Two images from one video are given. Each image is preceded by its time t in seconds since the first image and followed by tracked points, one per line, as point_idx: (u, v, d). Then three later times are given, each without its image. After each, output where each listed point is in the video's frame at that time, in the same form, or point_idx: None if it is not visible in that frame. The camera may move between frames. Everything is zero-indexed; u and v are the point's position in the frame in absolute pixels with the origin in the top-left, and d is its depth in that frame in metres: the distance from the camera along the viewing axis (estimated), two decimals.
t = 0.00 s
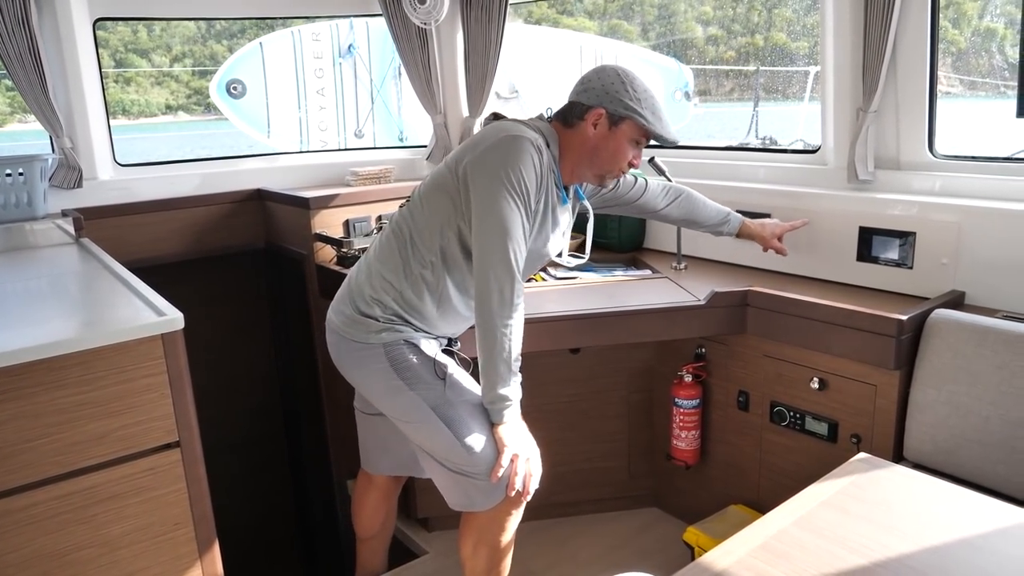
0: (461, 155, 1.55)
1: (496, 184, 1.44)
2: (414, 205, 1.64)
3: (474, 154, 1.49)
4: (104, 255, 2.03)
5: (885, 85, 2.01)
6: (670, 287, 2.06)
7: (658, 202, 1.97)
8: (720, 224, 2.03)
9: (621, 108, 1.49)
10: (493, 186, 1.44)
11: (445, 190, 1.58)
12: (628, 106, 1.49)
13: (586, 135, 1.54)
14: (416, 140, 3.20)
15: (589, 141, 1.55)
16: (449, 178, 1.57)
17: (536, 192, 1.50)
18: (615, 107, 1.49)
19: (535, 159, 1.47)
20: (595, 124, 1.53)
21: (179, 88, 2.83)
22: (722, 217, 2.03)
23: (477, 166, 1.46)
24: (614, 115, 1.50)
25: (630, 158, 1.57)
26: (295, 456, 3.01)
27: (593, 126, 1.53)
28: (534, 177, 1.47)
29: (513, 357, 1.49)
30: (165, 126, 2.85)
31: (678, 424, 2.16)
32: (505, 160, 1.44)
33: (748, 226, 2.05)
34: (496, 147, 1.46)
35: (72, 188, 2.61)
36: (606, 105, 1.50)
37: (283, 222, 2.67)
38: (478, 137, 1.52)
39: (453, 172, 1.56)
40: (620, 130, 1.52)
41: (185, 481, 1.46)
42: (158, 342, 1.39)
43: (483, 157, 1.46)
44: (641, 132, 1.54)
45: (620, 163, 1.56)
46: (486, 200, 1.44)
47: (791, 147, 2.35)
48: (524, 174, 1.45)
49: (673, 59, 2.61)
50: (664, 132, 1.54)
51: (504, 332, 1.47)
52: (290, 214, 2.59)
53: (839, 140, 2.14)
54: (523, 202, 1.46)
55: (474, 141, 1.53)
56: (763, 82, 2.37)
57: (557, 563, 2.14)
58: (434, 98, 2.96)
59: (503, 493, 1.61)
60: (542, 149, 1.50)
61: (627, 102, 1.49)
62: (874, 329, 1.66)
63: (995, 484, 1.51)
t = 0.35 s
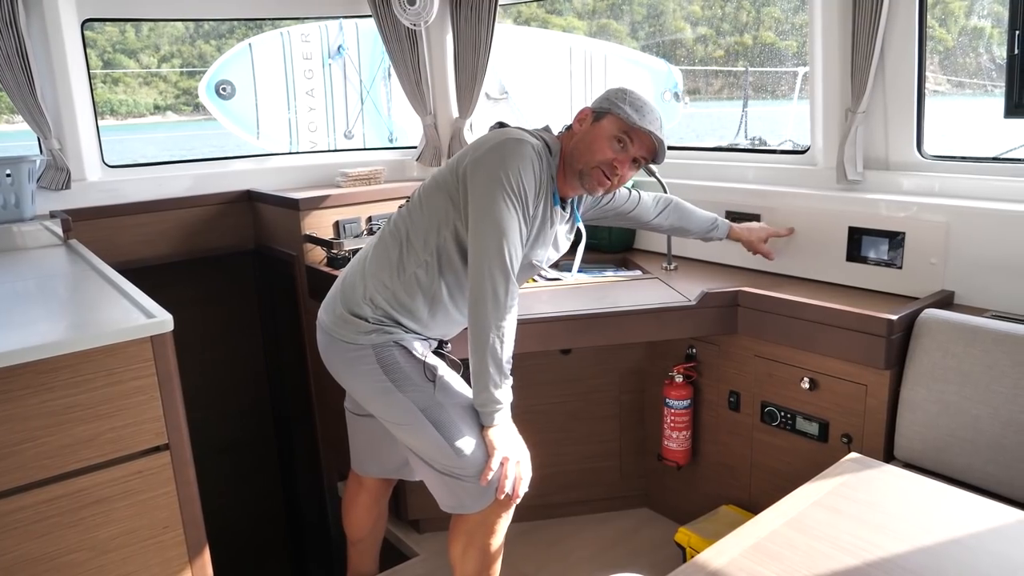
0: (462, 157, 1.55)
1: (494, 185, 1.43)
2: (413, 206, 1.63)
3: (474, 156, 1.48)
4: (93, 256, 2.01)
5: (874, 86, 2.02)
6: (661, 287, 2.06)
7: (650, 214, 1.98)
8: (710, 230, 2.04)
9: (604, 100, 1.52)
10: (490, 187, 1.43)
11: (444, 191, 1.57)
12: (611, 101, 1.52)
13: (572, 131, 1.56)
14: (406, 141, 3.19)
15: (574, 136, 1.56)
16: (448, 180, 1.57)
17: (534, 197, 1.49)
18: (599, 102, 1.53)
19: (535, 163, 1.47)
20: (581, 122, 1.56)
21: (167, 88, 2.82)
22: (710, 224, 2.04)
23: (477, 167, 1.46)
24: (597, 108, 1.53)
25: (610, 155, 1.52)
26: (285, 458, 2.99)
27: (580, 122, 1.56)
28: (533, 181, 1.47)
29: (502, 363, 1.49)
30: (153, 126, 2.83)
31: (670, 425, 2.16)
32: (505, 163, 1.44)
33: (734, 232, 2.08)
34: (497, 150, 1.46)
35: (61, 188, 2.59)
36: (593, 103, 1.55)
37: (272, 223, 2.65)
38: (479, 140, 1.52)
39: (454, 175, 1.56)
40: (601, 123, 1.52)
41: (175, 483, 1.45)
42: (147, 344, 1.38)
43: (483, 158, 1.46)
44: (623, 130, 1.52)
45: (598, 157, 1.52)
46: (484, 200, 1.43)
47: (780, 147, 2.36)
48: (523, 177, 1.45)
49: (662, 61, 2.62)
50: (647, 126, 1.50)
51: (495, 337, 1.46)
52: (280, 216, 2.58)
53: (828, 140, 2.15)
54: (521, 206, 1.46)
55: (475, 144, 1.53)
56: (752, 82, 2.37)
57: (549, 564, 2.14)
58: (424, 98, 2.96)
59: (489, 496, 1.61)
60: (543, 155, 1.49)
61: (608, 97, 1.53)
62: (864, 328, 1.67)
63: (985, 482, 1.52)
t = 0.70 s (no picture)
0: (438, 151, 1.54)
1: (474, 177, 1.43)
2: (392, 204, 1.62)
3: (450, 149, 1.48)
4: (91, 252, 2.00)
5: (874, 85, 2.02)
6: (661, 284, 2.06)
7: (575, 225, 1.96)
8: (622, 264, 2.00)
9: (582, 86, 1.49)
10: (470, 179, 1.43)
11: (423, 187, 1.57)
12: (588, 87, 1.48)
13: (553, 116, 1.55)
14: (404, 137, 3.18)
15: (554, 122, 1.54)
16: (427, 175, 1.57)
17: (515, 186, 1.49)
18: (577, 87, 1.50)
19: (511, 153, 1.47)
20: (559, 107, 1.54)
21: (166, 87, 2.81)
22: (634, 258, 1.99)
23: (454, 160, 1.46)
24: (575, 94, 1.50)
25: (590, 143, 1.51)
26: (283, 454, 2.99)
27: (559, 107, 1.53)
28: (511, 170, 1.47)
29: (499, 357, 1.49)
30: (151, 125, 2.83)
31: (669, 422, 2.15)
32: (482, 153, 1.44)
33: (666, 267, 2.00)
34: (472, 141, 1.46)
35: (54, 183, 2.59)
36: (571, 86, 1.51)
37: (271, 219, 2.64)
38: (453, 133, 1.52)
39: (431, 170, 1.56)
40: (579, 110, 1.50)
41: (172, 479, 1.44)
42: (144, 340, 1.38)
43: (459, 151, 1.46)
44: (602, 117, 1.49)
45: (578, 146, 1.51)
46: (465, 193, 1.43)
47: (781, 146, 2.36)
48: (501, 167, 1.44)
49: (662, 57, 2.60)
50: (626, 116, 1.47)
51: (488, 330, 1.46)
52: (278, 211, 2.57)
53: (829, 138, 2.15)
54: (503, 197, 1.46)
55: (449, 138, 1.52)
56: (752, 80, 2.37)
57: (546, 561, 2.14)
58: (423, 94, 2.95)
59: (492, 491, 1.61)
60: (519, 144, 1.49)
61: (588, 83, 1.48)
62: (863, 326, 1.67)
63: (983, 480, 1.52)
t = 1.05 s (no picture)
0: (393, 148, 1.54)
1: (426, 171, 1.42)
2: (358, 203, 1.63)
3: (402, 146, 1.48)
4: (92, 242, 1.99)
5: (879, 77, 2.00)
6: (662, 277, 2.05)
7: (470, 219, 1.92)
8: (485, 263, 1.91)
9: (553, 102, 1.46)
10: (424, 174, 1.42)
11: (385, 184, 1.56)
12: (561, 104, 1.46)
13: (519, 122, 1.53)
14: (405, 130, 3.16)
15: (522, 128, 1.54)
16: (386, 171, 1.57)
17: (471, 176, 1.48)
18: (548, 100, 1.47)
19: (462, 144, 1.46)
20: (525, 113, 1.51)
21: (166, 86, 2.80)
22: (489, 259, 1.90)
23: (407, 155, 1.45)
24: (545, 107, 1.48)
25: (563, 150, 1.55)
26: (282, 448, 2.98)
27: (524, 114, 1.51)
28: (464, 161, 1.46)
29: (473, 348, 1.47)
30: (152, 125, 2.82)
31: (670, 416, 2.15)
32: (433, 146, 1.43)
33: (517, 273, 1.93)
34: (421, 136, 1.45)
35: (59, 174, 2.57)
36: (539, 97, 1.47)
37: (272, 211, 2.62)
38: (405, 129, 1.51)
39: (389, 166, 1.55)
40: (550, 121, 1.50)
41: (173, 470, 1.43)
42: (146, 331, 1.37)
43: (411, 146, 1.45)
44: (576, 129, 1.50)
45: (551, 153, 1.55)
46: (419, 188, 1.42)
47: (781, 140, 2.34)
48: (453, 159, 1.44)
49: (663, 50, 2.59)
50: (601, 133, 1.49)
51: (458, 322, 1.45)
52: (278, 202, 2.56)
53: (832, 132, 2.13)
54: (460, 188, 1.45)
55: (401, 134, 1.52)
56: (753, 75, 2.35)
57: (548, 554, 2.13)
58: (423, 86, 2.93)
59: (477, 483, 1.59)
60: (471, 134, 1.48)
61: (561, 100, 1.46)
62: (867, 321, 1.66)
63: (986, 476, 1.51)
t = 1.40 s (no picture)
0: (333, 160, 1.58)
1: (364, 174, 1.45)
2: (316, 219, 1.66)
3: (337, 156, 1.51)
4: (93, 233, 1.99)
5: (880, 71, 2.00)
6: (662, 272, 2.05)
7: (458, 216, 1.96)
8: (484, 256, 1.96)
9: (463, 85, 1.50)
10: (362, 179, 1.45)
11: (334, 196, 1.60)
12: (470, 85, 1.49)
13: (441, 111, 1.57)
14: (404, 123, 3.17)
15: (446, 117, 1.58)
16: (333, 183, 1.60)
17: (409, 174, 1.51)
18: (458, 86, 1.50)
19: (393, 145, 1.48)
20: (445, 102, 1.55)
21: (167, 85, 2.77)
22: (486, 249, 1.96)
23: (345, 164, 1.48)
24: (458, 92, 1.52)
25: (490, 129, 1.58)
26: (281, 441, 2.99)
27: (443, 103, 1.56)
28: (399, 161, 1.48)
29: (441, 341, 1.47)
30: (152, 124, 2.79)
31: (669, 410, 2.15)
32: (366, 151, 1.46)
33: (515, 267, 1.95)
34: (353, 144, 1.48)
35: (59, 166, 2.56)
36: (451, 85, 1.51)
37: (272, 204, 2.62)
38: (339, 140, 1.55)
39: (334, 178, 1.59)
40: (469, 105, 1.53)
41: (172, 462, 1.43)
42: (146, 322, 1.37)
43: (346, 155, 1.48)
44: (494, 106, 1.52)
45: (481, 134, 1.58)
46: (359, 193, 1.45)
47: (782, 136, 2.33)
48: (387, 160, 1.46)
49: (665, 45, 2.58)
50: (517, 103, 1.50)
51: (421, 316, 1.45)
52: (278, 195, 2.55)
53: (833, 127, 2.13)
54: (399, 187, 1.47)
55: (337, 146, 1.56)
56: (753, 71, 2.34)
57: (547, 548, 2.13)
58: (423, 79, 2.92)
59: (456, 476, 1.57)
60: (401, 134, 1.51)
61: (469, 81, 1.49)
62: (868, 315, 1.66)
63: (985, 471, 1.51)
